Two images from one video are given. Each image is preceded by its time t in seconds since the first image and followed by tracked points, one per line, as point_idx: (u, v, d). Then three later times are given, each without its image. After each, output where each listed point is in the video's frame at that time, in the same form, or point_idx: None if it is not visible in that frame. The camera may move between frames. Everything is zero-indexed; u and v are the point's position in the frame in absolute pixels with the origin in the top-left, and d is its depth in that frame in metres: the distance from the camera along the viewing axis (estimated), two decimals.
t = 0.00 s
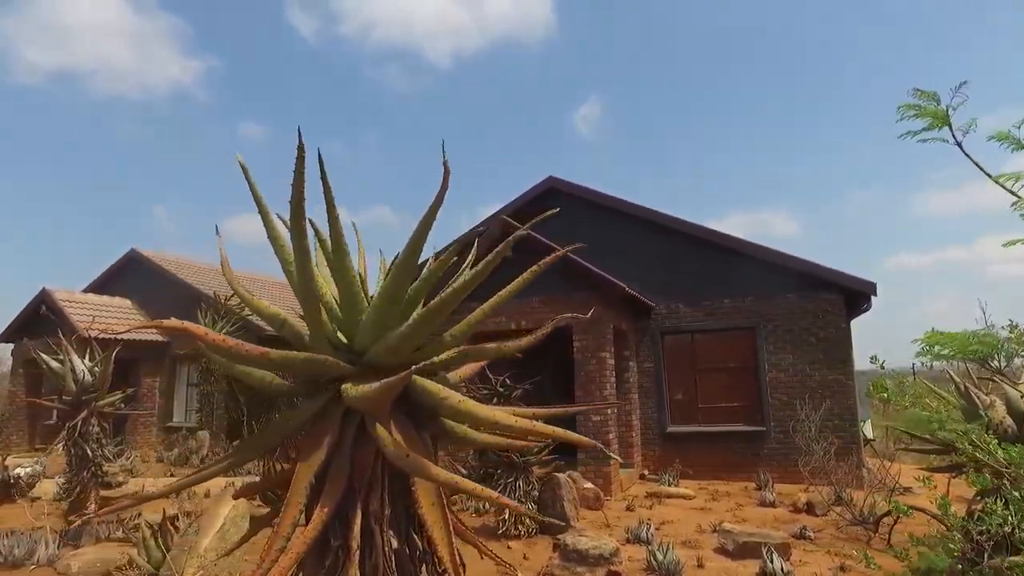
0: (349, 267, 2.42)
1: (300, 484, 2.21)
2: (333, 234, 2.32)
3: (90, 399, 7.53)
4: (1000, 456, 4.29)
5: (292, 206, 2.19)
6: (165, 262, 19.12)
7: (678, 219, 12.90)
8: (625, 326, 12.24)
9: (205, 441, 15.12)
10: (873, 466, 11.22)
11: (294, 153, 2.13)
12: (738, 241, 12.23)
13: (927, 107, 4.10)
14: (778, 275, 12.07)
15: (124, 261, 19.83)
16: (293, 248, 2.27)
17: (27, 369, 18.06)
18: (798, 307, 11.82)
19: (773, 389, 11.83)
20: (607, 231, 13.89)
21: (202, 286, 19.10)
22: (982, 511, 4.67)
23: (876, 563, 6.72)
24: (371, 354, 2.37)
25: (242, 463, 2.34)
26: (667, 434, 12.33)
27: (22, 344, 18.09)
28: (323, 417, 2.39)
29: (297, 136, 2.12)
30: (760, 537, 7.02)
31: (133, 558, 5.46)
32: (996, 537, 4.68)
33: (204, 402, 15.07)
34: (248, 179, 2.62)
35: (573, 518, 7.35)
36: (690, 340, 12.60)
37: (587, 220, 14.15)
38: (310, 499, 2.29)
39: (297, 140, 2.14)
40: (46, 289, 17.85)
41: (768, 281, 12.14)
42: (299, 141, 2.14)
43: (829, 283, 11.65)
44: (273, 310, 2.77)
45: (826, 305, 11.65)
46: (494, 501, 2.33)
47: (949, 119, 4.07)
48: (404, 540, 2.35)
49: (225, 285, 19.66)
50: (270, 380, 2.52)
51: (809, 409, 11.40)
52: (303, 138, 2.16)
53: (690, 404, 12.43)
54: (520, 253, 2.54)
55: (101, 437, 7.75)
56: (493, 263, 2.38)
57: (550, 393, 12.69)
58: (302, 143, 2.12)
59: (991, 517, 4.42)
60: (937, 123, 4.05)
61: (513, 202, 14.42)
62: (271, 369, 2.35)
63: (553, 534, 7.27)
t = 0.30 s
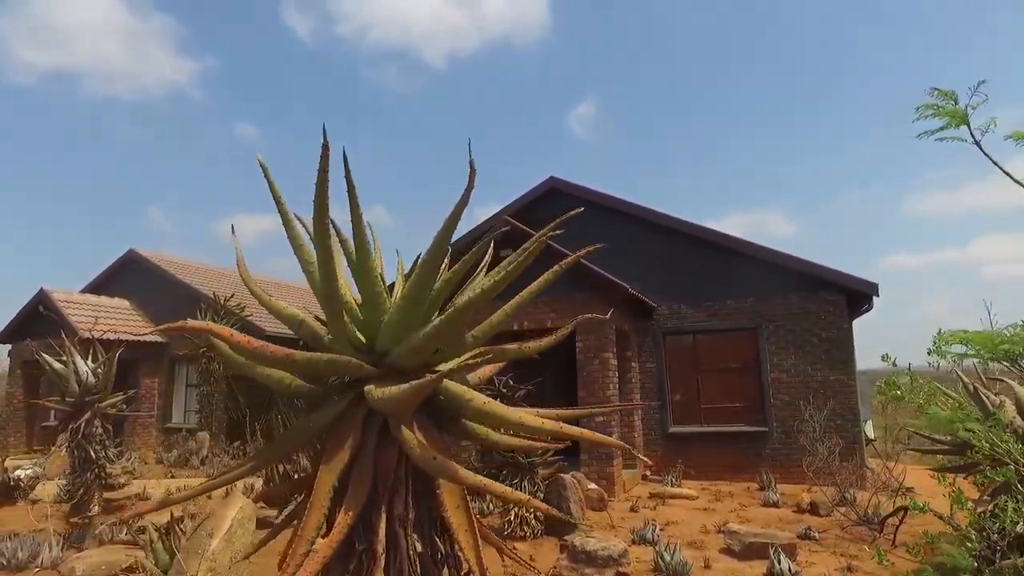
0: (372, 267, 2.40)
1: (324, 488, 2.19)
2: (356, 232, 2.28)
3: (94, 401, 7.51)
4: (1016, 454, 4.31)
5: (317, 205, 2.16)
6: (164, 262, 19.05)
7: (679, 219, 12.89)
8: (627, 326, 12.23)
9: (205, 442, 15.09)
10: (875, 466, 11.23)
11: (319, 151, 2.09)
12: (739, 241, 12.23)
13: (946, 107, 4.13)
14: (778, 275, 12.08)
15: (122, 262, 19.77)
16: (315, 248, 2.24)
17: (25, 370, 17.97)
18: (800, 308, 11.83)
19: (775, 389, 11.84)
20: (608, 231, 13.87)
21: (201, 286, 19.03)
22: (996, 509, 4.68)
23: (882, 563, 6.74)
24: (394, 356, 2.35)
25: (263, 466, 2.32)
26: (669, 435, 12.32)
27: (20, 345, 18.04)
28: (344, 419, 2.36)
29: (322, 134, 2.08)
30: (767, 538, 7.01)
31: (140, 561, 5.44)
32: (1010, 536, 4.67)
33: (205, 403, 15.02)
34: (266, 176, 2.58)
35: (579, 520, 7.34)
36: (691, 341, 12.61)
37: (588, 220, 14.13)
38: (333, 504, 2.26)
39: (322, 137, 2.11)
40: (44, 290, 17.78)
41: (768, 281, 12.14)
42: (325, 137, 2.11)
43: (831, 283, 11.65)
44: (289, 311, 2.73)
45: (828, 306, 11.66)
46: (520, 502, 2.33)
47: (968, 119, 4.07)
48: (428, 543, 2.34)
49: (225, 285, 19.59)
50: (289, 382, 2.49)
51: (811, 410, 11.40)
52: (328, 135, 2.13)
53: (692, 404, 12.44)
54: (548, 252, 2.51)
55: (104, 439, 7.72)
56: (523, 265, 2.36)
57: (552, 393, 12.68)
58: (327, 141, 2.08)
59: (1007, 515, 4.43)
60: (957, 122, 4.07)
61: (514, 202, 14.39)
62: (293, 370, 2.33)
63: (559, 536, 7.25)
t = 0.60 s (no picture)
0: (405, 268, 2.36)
1: (358, 492, 2.15)
2: (391, 234, 2.24)
3: (101, 402, 7.47)
4: None
5: (353, 207, 2.12)
6: (165, 262, 18.97)
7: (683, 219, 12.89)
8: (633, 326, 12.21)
9: (207, 443, 15.04)
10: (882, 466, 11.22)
11: (355, 148, 2.04)
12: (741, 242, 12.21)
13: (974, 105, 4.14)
14: (781, 276, 12.08)
15: (123, 262, 19.70)
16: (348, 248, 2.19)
17: (25, 370, 17.87)
18: (806, 308, 11.82)
19: (781, 389, 11.82)
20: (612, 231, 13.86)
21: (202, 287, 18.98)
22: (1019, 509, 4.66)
23: (892, 564, 6.73)
24: (427, 357, 2.32)
25: (296, 470, 2.29)
26: (675, 435, 12.25)
27: (20, 346, 17.97)
28: (376, 422, 2.33)
29: (358, 131, 2.04)
30: (779, 538, 6.99)
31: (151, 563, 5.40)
32: None
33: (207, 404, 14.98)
34: (295, 174, 2.54)
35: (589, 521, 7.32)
36: (696, 342, 12.62)
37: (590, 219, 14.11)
38: (367, 508, 2.24)
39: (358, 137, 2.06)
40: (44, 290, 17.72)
41: (771, 282, 12.15)
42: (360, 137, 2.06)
43: (836, 283, 11.65)
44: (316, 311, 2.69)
45: (834, 306, 11.65)
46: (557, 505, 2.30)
47: (997, 118, 4.09)
48: (461, 548, 2.31)
49: (225, 285, 19.52)
50: (319, 384, 2.49)
51: (817, 410, 11.39)
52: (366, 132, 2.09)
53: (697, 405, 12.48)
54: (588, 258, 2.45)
55: (111, 440, 7.70)
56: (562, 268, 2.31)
57: (557, 394, 12.65)
58: (364, 138, 2.03)
59: None
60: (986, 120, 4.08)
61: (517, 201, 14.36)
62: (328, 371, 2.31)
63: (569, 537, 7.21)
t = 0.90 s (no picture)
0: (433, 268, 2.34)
1: (386, 495, 2.14)
2: (420, 233, 2.22)
3: (108, 403, 7.45)
4: None
5: (382, 206, 2.10)
6: (166, 263, 18.94)
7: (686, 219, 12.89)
8: (637, 326, 12.19)
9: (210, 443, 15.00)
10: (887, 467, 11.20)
11: (386, 147, 2.03)
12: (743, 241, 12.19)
13: (999, 104, 4.12)
14: (782, 275, 12.09)
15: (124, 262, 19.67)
16: (377, 248, 2.17)
17: (27, 371, 17.82)
18: (811, 308, 11.80)
19: (786, 390, 11.81)
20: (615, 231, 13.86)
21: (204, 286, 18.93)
22: None
23: (902, 565, 6.70)
24: (455, 358, 2.30)
25: (323, 473, 2.28)
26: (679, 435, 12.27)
27: (21, 346, 17.93)
28: (402, 424, 2.31)
29: (391, 130, 2.02)
30: (788, 539, 6.97)
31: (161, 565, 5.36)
32: None
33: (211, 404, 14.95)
34: (321, 173, 2.52)
35: (598, 523, 7.30)
36: (701, 342, 12.63)
37: (593, 219, 14.11)
38: (395, 511, 2.22)
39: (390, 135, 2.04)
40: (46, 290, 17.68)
41: (772, 282, 12.16)
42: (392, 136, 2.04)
43: (841, 283, 11.63)
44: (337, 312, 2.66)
45: (840, 306, 11.63)
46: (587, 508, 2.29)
47: (1022, 118, 4.07)
48: (489, 551, 2.30)
49: (227, 285, 19.48)
50: (344, 387, 2.47)
51: (822, 410, 11.38)
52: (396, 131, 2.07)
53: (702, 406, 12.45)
54: (620, 263, 2.43)
55: (118, 441, 7.68)
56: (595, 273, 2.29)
57: (561, 394, 12.63)
58: (395, 137, 2.01)
59: None
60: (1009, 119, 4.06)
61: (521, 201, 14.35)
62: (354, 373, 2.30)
63: (577, 539, 7.18)
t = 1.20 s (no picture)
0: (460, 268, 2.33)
1: (415, 498, 2.13)
2: (449, 234, 2.21)
3: (117, 405, 7.46)
4: None
5: (412, 207, 2.09)
6: (169, 263, 18.93)
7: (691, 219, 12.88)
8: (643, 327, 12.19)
9: (215, 444, 15.01)
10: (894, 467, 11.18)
11: (417, 146, 2.01)
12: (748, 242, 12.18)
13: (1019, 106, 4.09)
14: (786, 275, 12.11)
15: (127, 263, 19.68)
16: (406, 248, 2.16)
17: (30, 372, 17.82)
18: (817, 308, 11.78)
19: (792, 390, 11.80)
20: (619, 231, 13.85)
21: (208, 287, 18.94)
22: None
23: (914, 566, 6.69)
24: (483, 358, 2.29)
25: (350, 476, 2.27)
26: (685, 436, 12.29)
27: (26, 347, 17.94)
28: (430, 426, 2.31)
29: (421, 130, 2.01)
30: (799, 539, 6.95)
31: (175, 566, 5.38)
32: None
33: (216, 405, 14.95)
34: (345, 172, 2.51)
35: (607, 524, 7.31)
36: (706, 343, 12.62)
37: (597, 219, 14.11)
38: (424, 514, 2.21)
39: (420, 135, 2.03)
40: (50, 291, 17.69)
41: (776, 283, 12.16)
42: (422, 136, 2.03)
43: (848, 284, 11.62)
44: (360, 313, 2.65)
45: (846, 306, 11.61)
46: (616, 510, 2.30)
47: None
48: (517, 553, 2.31)
49: (230, 286, 19.47)
50: (368, 388, 2.45)
51: (829, 410, 11.37)
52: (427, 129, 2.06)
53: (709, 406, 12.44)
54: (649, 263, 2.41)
55: (128, 443, 7.69)
56: (626, 275, 2.27)
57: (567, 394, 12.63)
58: (425, 136, 2.00)
59: None
60: None
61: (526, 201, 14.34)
62: (380, 374, 2.29)
63: (587, 539, 7.18)
